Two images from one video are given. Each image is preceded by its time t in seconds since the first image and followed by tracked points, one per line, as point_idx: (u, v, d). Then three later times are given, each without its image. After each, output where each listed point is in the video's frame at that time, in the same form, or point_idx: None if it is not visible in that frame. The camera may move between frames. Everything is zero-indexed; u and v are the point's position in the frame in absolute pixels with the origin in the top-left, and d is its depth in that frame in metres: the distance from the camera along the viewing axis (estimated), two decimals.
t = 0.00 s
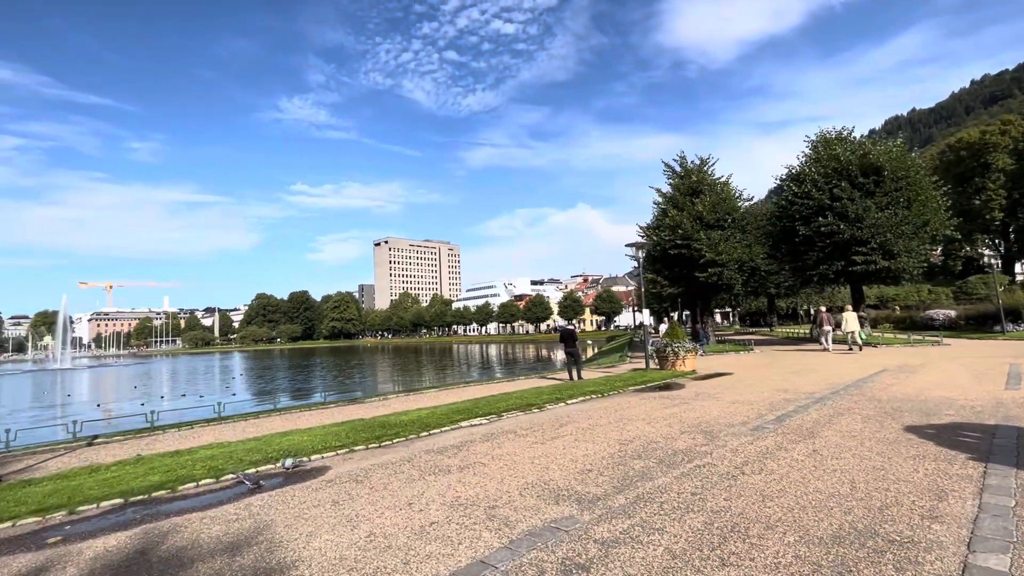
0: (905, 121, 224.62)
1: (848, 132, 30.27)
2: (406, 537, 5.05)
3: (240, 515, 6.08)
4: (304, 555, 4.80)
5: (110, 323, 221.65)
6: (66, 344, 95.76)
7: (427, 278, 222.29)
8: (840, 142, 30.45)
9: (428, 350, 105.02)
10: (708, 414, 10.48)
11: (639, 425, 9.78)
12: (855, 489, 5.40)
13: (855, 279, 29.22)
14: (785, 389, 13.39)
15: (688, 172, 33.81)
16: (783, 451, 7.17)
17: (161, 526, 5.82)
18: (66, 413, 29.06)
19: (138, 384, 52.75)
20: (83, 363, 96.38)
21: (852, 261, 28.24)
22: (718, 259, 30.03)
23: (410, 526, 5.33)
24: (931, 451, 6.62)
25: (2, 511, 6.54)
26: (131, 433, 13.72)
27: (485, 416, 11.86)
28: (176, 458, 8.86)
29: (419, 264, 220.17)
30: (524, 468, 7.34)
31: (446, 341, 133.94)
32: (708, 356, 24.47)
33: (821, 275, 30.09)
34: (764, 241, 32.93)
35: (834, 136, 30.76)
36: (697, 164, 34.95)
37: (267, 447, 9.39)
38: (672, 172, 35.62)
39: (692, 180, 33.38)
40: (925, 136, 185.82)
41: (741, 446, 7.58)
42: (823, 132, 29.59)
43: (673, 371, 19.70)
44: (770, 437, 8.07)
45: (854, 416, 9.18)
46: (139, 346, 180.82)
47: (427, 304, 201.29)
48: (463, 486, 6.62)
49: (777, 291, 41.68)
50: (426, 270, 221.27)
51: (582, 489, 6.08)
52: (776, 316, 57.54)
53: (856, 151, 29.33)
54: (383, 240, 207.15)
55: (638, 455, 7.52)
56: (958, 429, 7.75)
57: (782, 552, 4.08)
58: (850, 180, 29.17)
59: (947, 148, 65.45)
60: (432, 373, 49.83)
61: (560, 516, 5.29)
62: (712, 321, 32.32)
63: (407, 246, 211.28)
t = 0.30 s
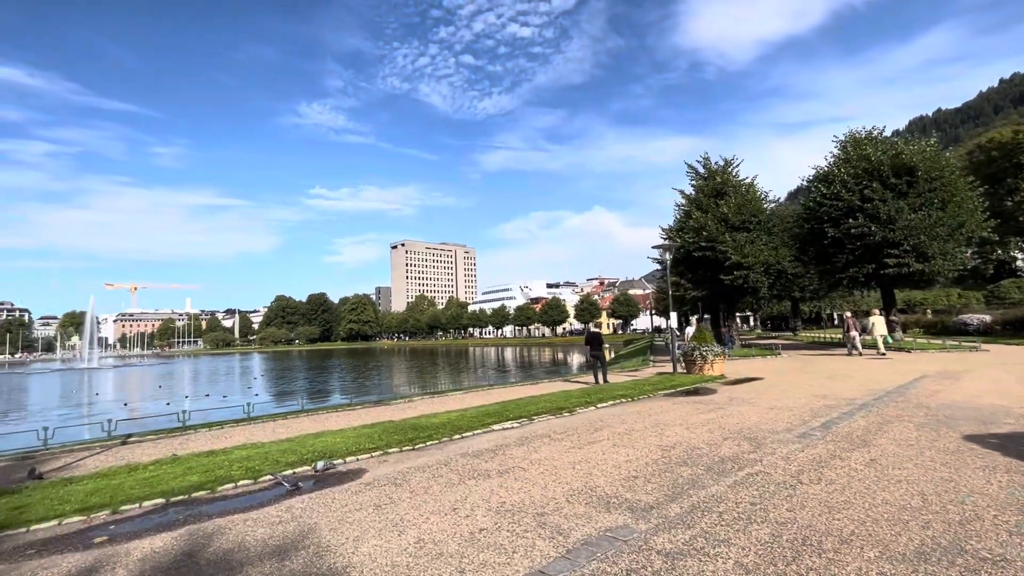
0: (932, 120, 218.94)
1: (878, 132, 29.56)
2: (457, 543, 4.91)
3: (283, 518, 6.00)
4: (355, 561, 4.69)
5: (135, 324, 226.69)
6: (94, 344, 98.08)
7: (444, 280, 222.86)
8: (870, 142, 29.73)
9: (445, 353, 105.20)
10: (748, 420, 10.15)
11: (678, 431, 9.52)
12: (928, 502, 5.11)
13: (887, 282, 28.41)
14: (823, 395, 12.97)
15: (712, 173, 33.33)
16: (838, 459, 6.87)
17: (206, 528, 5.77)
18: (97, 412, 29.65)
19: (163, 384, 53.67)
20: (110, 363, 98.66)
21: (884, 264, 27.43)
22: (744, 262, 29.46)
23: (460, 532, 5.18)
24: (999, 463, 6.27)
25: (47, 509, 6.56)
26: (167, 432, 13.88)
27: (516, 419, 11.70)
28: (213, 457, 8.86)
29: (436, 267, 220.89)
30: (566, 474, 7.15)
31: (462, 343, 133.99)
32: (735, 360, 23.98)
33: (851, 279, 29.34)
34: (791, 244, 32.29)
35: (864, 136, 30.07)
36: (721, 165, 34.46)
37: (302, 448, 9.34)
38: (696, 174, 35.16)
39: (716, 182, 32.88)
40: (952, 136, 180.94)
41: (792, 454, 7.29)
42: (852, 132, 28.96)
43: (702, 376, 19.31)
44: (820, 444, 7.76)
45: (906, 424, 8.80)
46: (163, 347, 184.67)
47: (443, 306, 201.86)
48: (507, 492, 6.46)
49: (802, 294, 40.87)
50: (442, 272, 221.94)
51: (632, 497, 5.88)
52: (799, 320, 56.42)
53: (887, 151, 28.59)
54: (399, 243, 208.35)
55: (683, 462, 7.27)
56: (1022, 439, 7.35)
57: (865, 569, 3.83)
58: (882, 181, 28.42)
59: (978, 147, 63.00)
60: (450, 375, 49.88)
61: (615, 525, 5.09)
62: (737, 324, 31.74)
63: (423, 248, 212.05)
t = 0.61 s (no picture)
0: (957, 121, 213.80)
1: (909, 132, 28.79)
2: (506, 556, 4.67)
3: (320, 525, 5.83)
4: (401, 573, 4.48)
5: (155, 325, 230.70)
6: (117, 344, 100.08)
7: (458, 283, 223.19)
8: (900, 143, 28.97)
9: (459, 356, 105.19)
10: (790, 428, 9.77)
11: (717, 439, 9.18)
12: (1011, 521, 4.74)
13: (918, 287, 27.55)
14: (862, 403, 12.51)
15: (735, 175, 32.76)
16: (898, 472, 6.50)
17: (243, 534, 5.62)
18: (121, 411, 30.04)
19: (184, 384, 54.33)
20: (131, 363, 100.35)
21: (915, 268, 26.58)
22: (769, 266, 28.83)
23: (507, 544, 4.94)
24: None
25: (82, 511, 6.48)
26: (194, 432, 13.93)
27: (546, 424, 11.45)
28: (243, 459, 8.75)
29: (450, 270, 221.36)
30: (608, 483, 6.88)
31: (476, 346, 133.85)
32: (761, 366, 23.44)
33: (880, 283, 28.54)
34: (816, 247, 31.59)
35: (894, 137, 29.30)
36: (744, 167, 33.87)
37: (331, 451, 9.20)
38: (719, 176, 34.61)
39: (740, 184, 32.31)
40: (978, 138, 176.64)
41: (845, 466, 6.93)
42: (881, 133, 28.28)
43: (729, 382, 18.87)
44: (874, 455, 7.38)
45: (961, 434, 8.37)
46: (183, 347, 187.70)
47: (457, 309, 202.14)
48: (549, 501, 6.21)
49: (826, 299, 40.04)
50: (456, 275, 222.19)
51: (684, 510, 5.60)
52: (821, 326, 55.30)
53: (919, 152, 27.79)
54: (414, 246, 209.06)
55: (731, 472, 6.96)
56: None
57: None
58: (913, 183, 27.63)
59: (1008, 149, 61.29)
60: (466, 378, 49.78)
61: (673, 539, 4.81)
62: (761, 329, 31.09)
63: (438, 251, 212.76)
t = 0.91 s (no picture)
0: (981, 124, 209.26)
1: (939, 134, 28.05)
2: (557, 568, 4.43)
3: (358, 530, 5.64)
4: None
5: (172, 326, 234.20)
6: (135, 345, 101.42)
7: (471, 286, 223.26)
8: (929, 145, 28.26)
9: (472, 359, 104.73)
10: (832, 437, 9.38)
11: (758, 448, 8.84)
12: None
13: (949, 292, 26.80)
14: (902, 411, 12.08)
15: (758, 178, 32.22)
16: (961, 484, 6.15)
17: (278, 539, 5.44)
18: (140, 410, 30.19)
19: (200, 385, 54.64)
20: (149, 363, 101.84)
21: (946, 273, 25.83)
22: (793, 270, 28.23)
23: (556, 555, 4.70)
24: None
25: (113, 511, 6.36)
26: (217, 432, 13.84)
27: (574, 428, 11.19)
28: (271, 461, 8.60)
29: (463, 273, 221.58)
30: (651, 491, 6.59)
31: (489, 349, 133.48)
32: (786, 373, 22.89)
33: (909, 288, 27.82)
34: (842, 251, 30.97)
35: (923, 138, 28.58)
36: (767, 169, 33.31)
37: (360, 453, 9.04)
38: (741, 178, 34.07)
39: (763, 186, 31.75)
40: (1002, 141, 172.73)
41: (904, 477, 6.57)
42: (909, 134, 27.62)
43: (756, 387, 18.41)
44: (930, 466, 7.03)
45: (1018, 445, 7.95)
46: (199, 348, 189.94)
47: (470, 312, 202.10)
48: (593, 509, 5.94)
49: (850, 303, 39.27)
50: (469, 279, 222.27)
51: (739, 522, 5.30)
52: (843, 331, 54.21)
53: (950, 154, 27.04)
54: (427, 249, 209.88)
55: (780, 483, 6.63)
56: None
57: None
58: (944, 185, 26.89)
59: None
60: (480, 381, 49.63)
61: (734, 553, 4.53)
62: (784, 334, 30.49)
63: (451, 254, 213.22)
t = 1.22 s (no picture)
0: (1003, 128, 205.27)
1: (970, 136, 27.33)
2: None
3: (397, 539, 5.43)
4: None
5: (188, 327, 237.39)
6: (152, 346, 102.66)
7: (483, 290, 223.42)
8: (960, 148, 27.56)
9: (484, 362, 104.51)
10: (877, 447, 9.02)
11: (801, 458, 8.51)
12: None
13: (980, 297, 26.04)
14: (943, 420, 11.66)
15: (780, 180, 31.71)
16: None
17: (316, 547, 5.25)
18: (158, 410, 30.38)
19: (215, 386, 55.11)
20: (166, 363, 103.23)
21: (978, 278, 25.02)
22: (816, 274, 27.64)
23: (612, 571, 4.45)
24: None
25: (145, 515, 6.21)
26: (240, 433, 13.84)
27: (604, 434, 10.93)
28: (300, 464, 8.44)
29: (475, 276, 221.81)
30: (698, 502, 6.31)
31: (501, 353, 133.29)
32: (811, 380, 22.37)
33: (938, 293, 27.09)
34: (867, 255, 30.33)
35: (953, 141, 27.88)
36: (789, 172, 32.77)
37: (389, 457, 8.86)
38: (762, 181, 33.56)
39: (785, 189, 31.23)
40: None
41: (967, 492, 6.23)
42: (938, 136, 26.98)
43: (783, 394, 17.95)
44: (992, 481, 6.66)
45: None
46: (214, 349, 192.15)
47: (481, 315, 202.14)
48: (641, 522, 5.68)
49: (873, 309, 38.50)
50: (481, 282, 222.33)
51: (801, 537, 5.00)
52: (864, 338, 53.19)
53: (982, 156, 26.29)
54: (440, 252, 210.60)
55: (835, 496, 6.31)
56: None
57: None
58: (975, 189, 26.15)
59: None
60: (494, 385, 49.33)
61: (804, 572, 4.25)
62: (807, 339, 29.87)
63: (463, 258, 213.77)
